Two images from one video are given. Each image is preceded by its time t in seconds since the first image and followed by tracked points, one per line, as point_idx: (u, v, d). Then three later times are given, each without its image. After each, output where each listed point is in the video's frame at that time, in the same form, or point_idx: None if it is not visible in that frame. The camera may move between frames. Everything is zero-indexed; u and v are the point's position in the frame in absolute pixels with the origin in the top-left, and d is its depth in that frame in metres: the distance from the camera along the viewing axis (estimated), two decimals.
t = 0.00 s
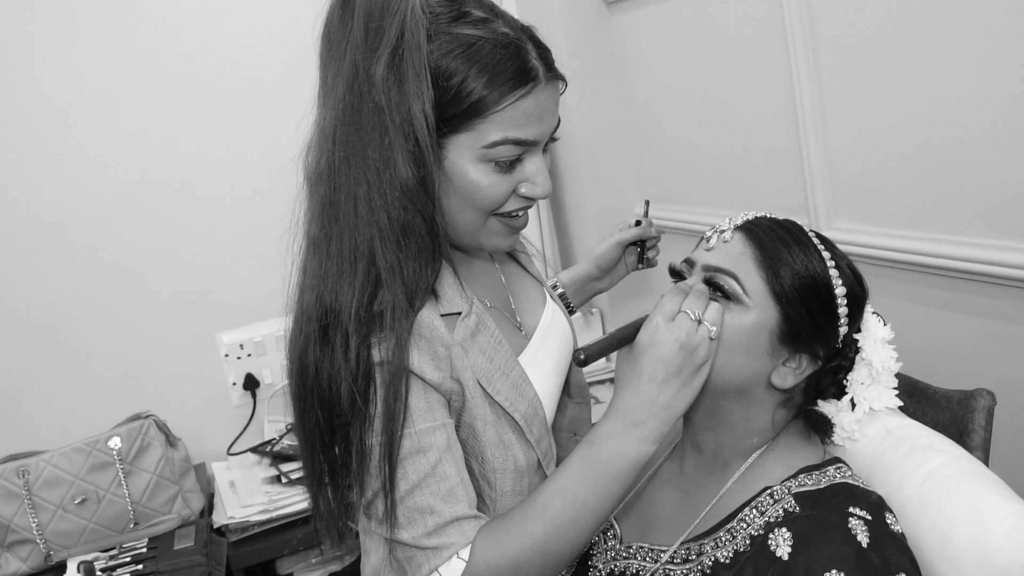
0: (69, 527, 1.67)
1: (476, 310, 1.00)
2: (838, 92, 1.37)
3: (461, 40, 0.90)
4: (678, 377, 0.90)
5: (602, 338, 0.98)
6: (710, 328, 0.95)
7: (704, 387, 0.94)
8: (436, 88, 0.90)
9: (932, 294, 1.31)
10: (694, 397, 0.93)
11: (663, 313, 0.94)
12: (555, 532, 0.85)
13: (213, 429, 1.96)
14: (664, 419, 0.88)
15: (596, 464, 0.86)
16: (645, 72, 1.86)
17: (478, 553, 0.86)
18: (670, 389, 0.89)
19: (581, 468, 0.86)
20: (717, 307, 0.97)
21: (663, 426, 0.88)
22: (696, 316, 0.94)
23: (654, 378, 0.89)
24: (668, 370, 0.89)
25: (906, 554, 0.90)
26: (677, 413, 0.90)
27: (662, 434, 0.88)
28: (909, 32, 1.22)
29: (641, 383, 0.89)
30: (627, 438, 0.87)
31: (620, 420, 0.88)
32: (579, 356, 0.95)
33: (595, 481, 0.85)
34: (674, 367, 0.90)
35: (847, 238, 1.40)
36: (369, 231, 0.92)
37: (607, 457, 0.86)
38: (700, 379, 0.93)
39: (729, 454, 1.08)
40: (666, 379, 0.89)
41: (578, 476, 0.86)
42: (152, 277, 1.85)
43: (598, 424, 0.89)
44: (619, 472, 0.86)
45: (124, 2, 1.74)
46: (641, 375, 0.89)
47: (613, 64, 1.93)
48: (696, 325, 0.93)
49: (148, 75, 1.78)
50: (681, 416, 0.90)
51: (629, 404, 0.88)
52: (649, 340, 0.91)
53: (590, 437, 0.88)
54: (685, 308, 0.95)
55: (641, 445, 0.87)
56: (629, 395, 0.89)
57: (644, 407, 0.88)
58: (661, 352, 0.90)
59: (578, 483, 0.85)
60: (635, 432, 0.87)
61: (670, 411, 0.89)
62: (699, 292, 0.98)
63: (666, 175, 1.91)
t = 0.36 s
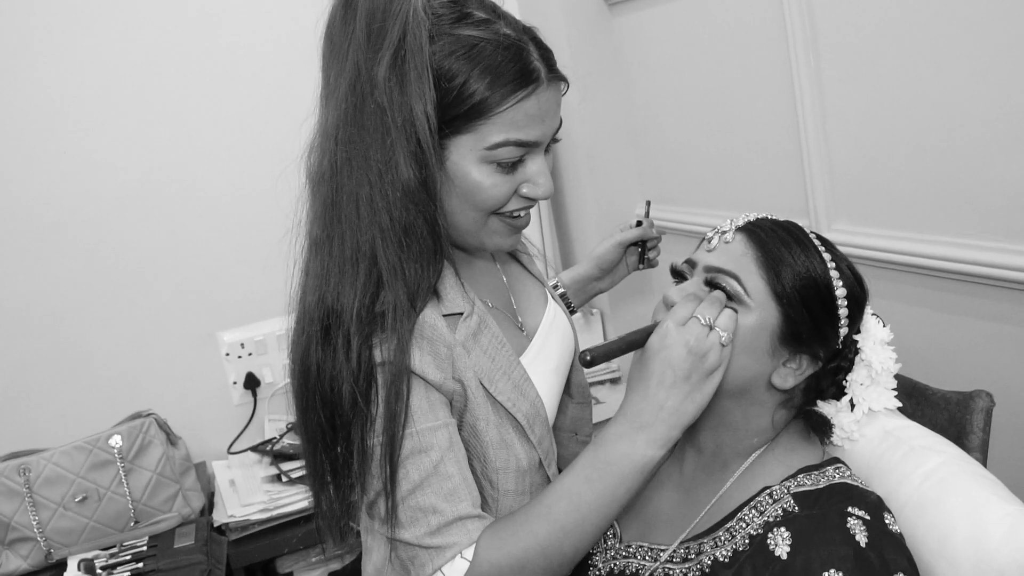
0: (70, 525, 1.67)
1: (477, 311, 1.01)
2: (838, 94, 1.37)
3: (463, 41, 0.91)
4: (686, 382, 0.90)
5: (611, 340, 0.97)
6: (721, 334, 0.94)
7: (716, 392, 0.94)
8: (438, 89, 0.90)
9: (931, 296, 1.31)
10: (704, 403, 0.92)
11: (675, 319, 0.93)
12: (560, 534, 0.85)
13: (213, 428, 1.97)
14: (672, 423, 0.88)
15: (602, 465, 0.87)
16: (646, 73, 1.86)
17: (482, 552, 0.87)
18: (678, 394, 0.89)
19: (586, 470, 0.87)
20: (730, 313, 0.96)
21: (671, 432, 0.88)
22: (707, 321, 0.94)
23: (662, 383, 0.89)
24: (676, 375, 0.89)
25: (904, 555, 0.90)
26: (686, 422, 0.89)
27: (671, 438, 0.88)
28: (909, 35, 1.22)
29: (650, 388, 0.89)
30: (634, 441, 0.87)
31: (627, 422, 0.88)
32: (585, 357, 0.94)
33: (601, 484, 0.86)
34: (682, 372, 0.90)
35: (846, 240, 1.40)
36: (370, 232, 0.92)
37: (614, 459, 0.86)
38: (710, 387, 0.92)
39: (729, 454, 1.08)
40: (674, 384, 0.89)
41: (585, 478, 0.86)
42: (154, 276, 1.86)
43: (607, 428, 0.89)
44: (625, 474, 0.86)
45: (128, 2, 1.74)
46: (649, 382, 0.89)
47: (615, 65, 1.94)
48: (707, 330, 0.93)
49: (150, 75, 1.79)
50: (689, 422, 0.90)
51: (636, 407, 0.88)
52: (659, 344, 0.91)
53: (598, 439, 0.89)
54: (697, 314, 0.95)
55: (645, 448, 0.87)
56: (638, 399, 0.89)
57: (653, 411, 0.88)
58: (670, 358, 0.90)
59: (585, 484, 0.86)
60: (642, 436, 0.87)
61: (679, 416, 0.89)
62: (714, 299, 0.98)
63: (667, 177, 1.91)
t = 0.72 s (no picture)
0: (69, 525, 1.68)
1: (478, 312, 1.01)
2: (837, 97, 1.38)
3: (464, 43, 0.91)
4: (692, 385, 0.89)
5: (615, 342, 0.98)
6: (730, 337, 0.93)
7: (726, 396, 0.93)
8: (438, 92, 0.90)
9: (930, 298, 1.31)
10: (712, 407, 0.91)
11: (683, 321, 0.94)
12: (563, 535, 0.86)
13: (213, 428, 1.97)
14: (678, 426, 0.88)
15: (606, 466, 0.87)
16: (646, 75, 1.86)
17: (487, 552, 0.87)
18: (684, 397, 0.89)
19: (590, 471, 0.87)
20: (741, 316, 0.96)
21: (675, 434, 0.88)
22: (716, 324, 0.94)
23: (668, 386, 0.89)
24: (682, 378, 0.89)
25: (903, 555, 0.91)
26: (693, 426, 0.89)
27: (675, 440, 0.87)
28: (908, 39, 1.23)
29: (656, 390, 0.89)
30: (639, 444, 0.87)
31: (633, 424, 0.88)
32: (588, 358, 0.95)
33: (605, 485, 0.86)
34: (688, 374, 0.89)
35: (846, 242, 1.41)
36: (372, 235, 0.92)
37: (617, 459, 0.87)
38: (717, 391, 0.91)
39: (728, 455, 1.08)
40: (680, 387, 0.89)
41: (590, 479, 0.87)
42: (155, 276, 1.86)
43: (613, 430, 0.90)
44: (629, 476, 0.86)
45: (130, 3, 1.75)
46: (655, 384, 0.90)
47: (615, 67, 1.95)
48: (715, 333, 0.92)
49: (151, 76, 1.79)
50: (695, 427, 0.89)
51: (642, 409, 0.89)
52: (666, 346, 0.92)
53: (603, 441, 0.89)
54: (706, 317, 0.95)
55: (650, 450, 0.87)
56: (646, 401, 0.89)
57: (659, 414, 0.88)
58: (679, 360, 0.90)
59: (590, 485, 0.86)
60: (648, 438, 0.87)
61: (685, 419, 0.88)
62: (725, 303, 0.99)
63: (667, 179, 1.91)
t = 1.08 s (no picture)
0: (70, 524, 1.68)
1: (478, 312, 1.02)
2: (837, 97, 1.38)
3: (463, 44, 0.91)
4: (696, 385, 0.90)
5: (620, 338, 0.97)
6: (736, 337, 0.93)
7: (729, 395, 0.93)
8: (438, 93, 0.91)
9: (929, 298, 1.32)
10: (716, 406, 0.92)
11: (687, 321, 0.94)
12: (567, 534, 0.86)
13: (214, 427, 1.97)
14: (681, 425, 0.89)
15: (610, 464, 0.88)
16: (646, 75, 1.87)
17: (489, 551, 0.87)
18: (688, 396, 0.90)
19: (593, 470, 0.88)
20: (746, 317, 0.95)
21: (679, 432, 0.89)
22: (721, 324, 0.93)
23: (672, 385, 0.90)
24: (686, 378, 0.90)
25: (901, 554, 0.91)
26: (697, 425, 0.90)
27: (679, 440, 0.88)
28: (908, 40, 1.23)
29: (658, 390, 0.90)
30: (642, 443, 0.88)
31: (637, 423, 0.89)
32: (592, 354, 0.95)
33: (608, 483, 0.87)
34: (692, 374, 0.90)
35: (845, 242, 1.41)
36: (373, 235, 0.93)
37: (618, 456, 0.88)
38: (722, 390, 0.91)
39: (727, 453, 1.09)
40: (683, 386, 0.90)
41: (593, 476, 0.87)
42: (155, 276, 1.86)
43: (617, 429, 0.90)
44: (632, 474, 0.87)
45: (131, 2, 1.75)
46: (657, 384, 0.91)
47: (615, 67, 1.95)
48: (719, 334, 0.92)
49: (152, 78, 1.79)
50: (700, 425, 0.90)
51: (646, 409, 0.90)
52: (671, 345, 0.92)
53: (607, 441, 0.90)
54: (711, 317, 0.95)
55: (654, 449, 0.88)
56: (649, 401, 0.90)
57: (662, 413, 0.89)
58: (682, 360, 0.91)
59: (593, 483, 0.87)
60: (651, 437, 0.88)
61: (688, 418, 0.89)
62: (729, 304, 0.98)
63: (667, 180, 1.92)
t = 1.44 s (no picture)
0: (70, 522, 1.68)
1: (480, 312, 1.02)
2: (837, 97, 1.39)
3: (465, 44, 0.92)
4: (677, 372, 0.90)
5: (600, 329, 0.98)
6: (712, 325, 0.93)
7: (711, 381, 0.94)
8: (440, 92, 0.91)
9: (928, 298, 1.32)
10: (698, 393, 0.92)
11: (663, 310, 0.94)
12: (560, 528, 0.86)
13: (214, 426, 1.97)
14: (664, 414, 0.88)
15: (597, 456, 0.87)
16: (646, 75, 1.87)
17: (487, 550, 0.87)
18: (670, 384, 0.90)
19: (579, 464, 0.88)
20: (722, 305, 0.96)
21: (663, 421, 0.88)
22: (698, 313, 0.94)
23: (653, 374, 0.90)
24: (666, 367, 0.90)
25: (899, 553, 0.92)
26: (680, 411, 0.90)
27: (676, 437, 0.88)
28: (908, 41, 1.23)
29: (641, 380, 0.90)
30: (628, 433, 0.88)
31: (621, 415, 0.89)
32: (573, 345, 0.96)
33: (596, 477, 0.87)
34: (672, 362, 0.90)
35: (845, 242, 1.41)
36: (374, 236, 0.93)
37: (604, 447, 0.88)
38: (703, 376, 0.92)
39: (727, 452, 1.10)
40: (664, 374, 0.90)
41: (581, 471, 0.87)
42: (156, 275, 1.87)
43: (602, 423, 0.90)
44: (627, 471, 0.87)
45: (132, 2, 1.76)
46: (640, 374, 0.90)
47: (615, 67, 1.95)
48: (696, 322, 0.93)
49: (153, 78, 1.80)
50: (683, 413, 0.90)
51: (630, 400, 0.89)
52: (649, 334, 0.92)
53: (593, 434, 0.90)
54: (688, 305, 0.96)
55: (639, 440, 0.87)
56: (633, 391, 0.90)
57: (645, 404, 0.89)
58: (662, 350, 0.91)
59: (581, 478, 0.87)
60: (636, 427, 0.88)
61: (671, 406, 0.89)
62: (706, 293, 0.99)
63: (667, 180, 1.92)
